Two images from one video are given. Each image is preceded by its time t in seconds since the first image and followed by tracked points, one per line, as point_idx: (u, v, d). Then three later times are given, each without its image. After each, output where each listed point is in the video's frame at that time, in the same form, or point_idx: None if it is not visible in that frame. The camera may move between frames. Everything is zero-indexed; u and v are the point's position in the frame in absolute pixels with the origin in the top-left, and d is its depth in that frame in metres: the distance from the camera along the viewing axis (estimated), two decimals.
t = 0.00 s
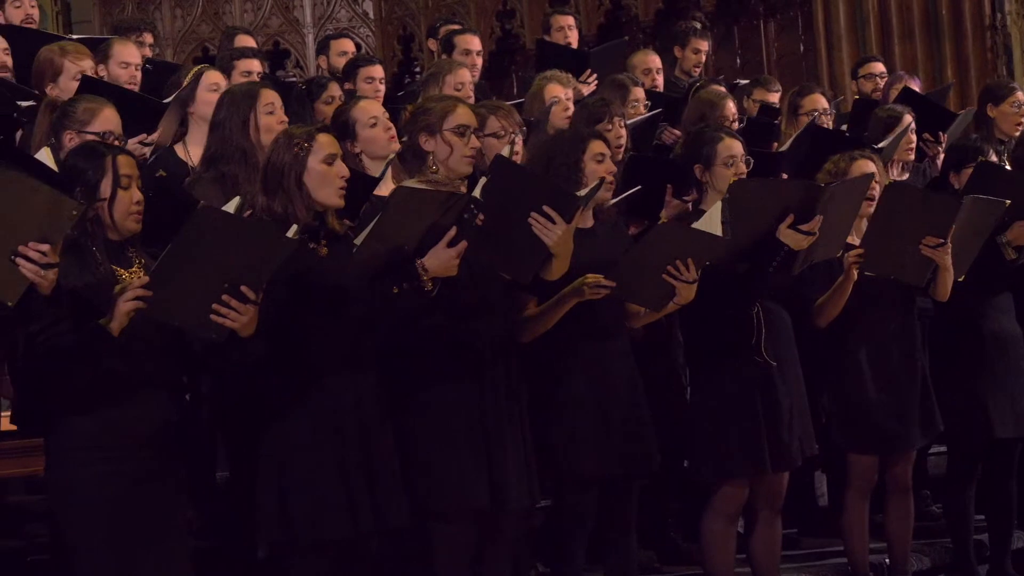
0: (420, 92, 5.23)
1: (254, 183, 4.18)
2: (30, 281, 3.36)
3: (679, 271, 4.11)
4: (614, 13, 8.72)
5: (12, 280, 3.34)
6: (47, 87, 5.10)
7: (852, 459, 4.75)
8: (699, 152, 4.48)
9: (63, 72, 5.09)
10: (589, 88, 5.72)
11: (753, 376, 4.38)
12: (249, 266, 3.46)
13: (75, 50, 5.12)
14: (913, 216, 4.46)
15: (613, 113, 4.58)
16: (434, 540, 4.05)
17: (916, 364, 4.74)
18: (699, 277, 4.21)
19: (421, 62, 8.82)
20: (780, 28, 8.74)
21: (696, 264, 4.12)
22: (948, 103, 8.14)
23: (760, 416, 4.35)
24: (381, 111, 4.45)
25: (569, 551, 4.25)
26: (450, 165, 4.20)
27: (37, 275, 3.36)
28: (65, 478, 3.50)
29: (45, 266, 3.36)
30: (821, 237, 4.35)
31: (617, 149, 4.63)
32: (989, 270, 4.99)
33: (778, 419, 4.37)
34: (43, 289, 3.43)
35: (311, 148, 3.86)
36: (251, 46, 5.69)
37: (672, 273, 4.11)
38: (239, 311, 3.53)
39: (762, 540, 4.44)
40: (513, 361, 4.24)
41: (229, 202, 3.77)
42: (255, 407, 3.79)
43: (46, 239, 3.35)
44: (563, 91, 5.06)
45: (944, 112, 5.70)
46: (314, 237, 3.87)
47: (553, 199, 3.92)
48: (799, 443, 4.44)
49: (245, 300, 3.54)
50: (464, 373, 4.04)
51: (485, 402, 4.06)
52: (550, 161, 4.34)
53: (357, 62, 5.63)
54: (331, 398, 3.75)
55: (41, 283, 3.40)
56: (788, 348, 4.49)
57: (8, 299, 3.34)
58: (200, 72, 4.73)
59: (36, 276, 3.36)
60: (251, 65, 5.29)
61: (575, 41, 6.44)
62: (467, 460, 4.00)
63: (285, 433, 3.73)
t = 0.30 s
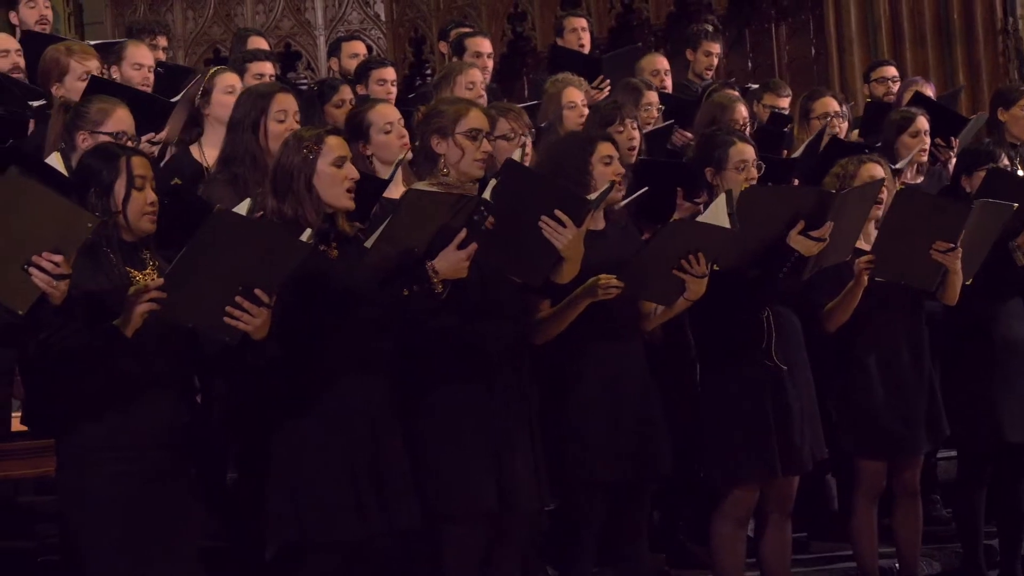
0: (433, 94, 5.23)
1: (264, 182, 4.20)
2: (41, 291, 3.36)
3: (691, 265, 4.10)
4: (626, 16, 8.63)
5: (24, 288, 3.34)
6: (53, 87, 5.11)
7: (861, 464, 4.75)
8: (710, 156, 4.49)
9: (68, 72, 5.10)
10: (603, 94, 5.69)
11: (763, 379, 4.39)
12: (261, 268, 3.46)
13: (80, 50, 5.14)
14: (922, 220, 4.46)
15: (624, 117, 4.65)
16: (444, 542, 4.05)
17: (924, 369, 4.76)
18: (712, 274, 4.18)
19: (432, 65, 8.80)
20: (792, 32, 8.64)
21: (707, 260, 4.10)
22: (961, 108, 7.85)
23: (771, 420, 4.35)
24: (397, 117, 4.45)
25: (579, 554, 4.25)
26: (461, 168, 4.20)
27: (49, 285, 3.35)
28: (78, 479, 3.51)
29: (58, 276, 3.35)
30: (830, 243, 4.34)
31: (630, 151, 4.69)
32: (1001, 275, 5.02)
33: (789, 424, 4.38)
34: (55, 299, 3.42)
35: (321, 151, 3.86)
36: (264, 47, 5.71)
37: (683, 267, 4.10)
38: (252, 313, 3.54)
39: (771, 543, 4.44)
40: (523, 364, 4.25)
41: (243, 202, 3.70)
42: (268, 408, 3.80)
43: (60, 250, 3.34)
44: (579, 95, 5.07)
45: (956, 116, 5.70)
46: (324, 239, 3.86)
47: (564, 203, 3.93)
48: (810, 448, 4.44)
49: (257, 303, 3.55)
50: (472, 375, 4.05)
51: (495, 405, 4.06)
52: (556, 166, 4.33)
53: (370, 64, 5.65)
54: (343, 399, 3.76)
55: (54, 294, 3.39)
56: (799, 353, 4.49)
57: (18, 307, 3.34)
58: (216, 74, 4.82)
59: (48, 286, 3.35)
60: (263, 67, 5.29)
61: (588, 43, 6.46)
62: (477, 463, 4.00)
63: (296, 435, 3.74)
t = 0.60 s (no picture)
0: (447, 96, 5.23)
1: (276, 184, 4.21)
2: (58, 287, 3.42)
3: (705, 271, 4.13)
4: (641, 21, 8.59)
5: (41, 286, 3.39)
6: (65, 89, 5.11)
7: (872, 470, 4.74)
8: (721, 161, 4.54)
9: (80, 74, 5.11)
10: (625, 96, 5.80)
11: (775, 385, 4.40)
12: (276, 272, 3.46)
13: (93, 52, 5.15)
14: (937, 225, 4.44)
15: (649, 120, 4.66)
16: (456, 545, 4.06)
17: (935, 376, 4.78)
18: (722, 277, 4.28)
19: (447, 69, 8.80)
20: (806, 37, 8.48)
21: (719, 264, 4.13)
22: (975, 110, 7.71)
23: (783, 426, 4.35)
24: (418, 122, 4.49)
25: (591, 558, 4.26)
26: (475, 172, 4.20)
27: (65, 281, 3.42)
28: (93, 481, 3.53)
29: (74, 272, 3.42)
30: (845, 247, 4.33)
31: (652, 155, 4.70)
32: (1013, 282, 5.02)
33: (801, 429, 4.40)
34: (70, 296, 3.50)
35: (335, 154, 3.86)
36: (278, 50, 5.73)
37: (699, 272, 4.13)
38: (269, 314, 3.55)
39: (782, 548, 4.44)
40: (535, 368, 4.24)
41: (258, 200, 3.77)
42: (281, 411, 3.81)
43: (76, 246, 3.40)
44: (591, 99, 5.06)
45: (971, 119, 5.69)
46: (338, 242, 3.87)
47: (577, 207, 3.91)
48: (821, 454, 4.46)
49: (275, 303, 3.55)
50: (485, 379, 4.05)
51: (508, 408, 4.06)
52: (565, 170, 4.34)
53: (383, 67, 5.67)
54: (356, 402, 3.76)
55: (70, 289, 3.46)
56: (811, 360, 4.52)
57: (36, 303, 3.38)
58: (234, 76, 4.79)
59: (65, 281, 3.42)
60: (277, 70, 5.30)
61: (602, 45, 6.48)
62: (489, 466, 4.00)
63: (309, 438, 3.75)
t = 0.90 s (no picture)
0: (460, 99, 5.23)
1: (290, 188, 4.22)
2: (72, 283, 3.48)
3: (717, 283, 4.20)
4: (652, 24, 8.59)
5: (55, 282, 3.46)
6: (84, 89, 5.11)
7: (884, 477, 4.74)
8: (735, 164, 4.53)
9: (99, 73, 5.12)
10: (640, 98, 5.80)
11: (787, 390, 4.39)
12: (293, 278, 3.46)
13: (110, 52, 5.16)
14: (949, 231, 4.45)
15: (669, 124, 4.71)
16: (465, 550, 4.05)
17: (946, 381, 4.77)
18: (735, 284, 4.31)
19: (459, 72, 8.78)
20: (818, 41, 8.43)
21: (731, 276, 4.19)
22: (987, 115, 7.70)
23: (796, 432, 4.35)
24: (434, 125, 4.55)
25: (603, 563, 4.26)
26: (487, 174, 4.20)
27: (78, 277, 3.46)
28: (108, 485, 3.53)
29: (87, 268, 3.45)
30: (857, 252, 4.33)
31: (673, 159, 4.73)
32: None
33: (814, 433, 4.40)
34: (84, 291, 3.54)
35: (350, 156, 3.86)
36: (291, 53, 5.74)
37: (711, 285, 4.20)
38: (285, 319, 3.52)
39: (794, 554, 4.44)
40: (548, 372, 4.24)
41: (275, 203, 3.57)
42: (293, 414, 3.81)
43: (88, 242, 3.44)
44: (603, 101, 5.06)
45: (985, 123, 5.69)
46: (353, 244, 3.87)
47: (590, 212, 3.94)
48: (833, 458, 4.46)
49: (291, 309, 3.53)
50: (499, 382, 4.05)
51: (521, 412, 4.06)
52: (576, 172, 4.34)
53: (396, 70, 5.69)
54: (371, 407, 3.76)
55: (83, 285, 3.52)
56: (825, 364, 4.51)
57: (50, 300, 3.46)
58: (249, 79, 4.78)
59: (78, 277, 3.45)
60: (291, 72, 5.32)
61: (616, 47, 6.50)
62: (502, 472, 4.00)
63: (321, 442, 3.74)
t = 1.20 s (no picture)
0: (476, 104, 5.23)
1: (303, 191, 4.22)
2: (84, 293, 3.45)
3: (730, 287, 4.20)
4: (666, 29, 8.53)
5: (67, 292, 3.43)
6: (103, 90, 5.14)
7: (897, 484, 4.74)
8: (752, 168, 4.54)
9: (119, 74, 5.13)
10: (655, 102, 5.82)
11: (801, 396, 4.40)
12: (312, 286, 3.46)
13: (130, 55, 5.18)
14: (965, 239, 4.46)
15: (689, 127, 4.72)
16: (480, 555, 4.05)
17: (960, 389, 4.77)
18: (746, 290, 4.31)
19: (473, 76, 8.77)
20: (832, 47, 8.42)
21: (744, 283, 4.19)
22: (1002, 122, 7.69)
23: (811, 439, 4.36)
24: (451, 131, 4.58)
25: (616, 569, 4.26)
26: (502, 179, 4.21)
27: (91, 288, 3.45)
28: (126, 491, 3.53)
29: (99, 279, 3.45)
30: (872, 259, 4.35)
31: (692, 161, 4.75)
32: None
33: (828, 440, 4.41)
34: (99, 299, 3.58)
35: (366, 160, 3.86)
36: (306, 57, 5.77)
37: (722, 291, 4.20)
38: (304, 329, 3.54)
39: (808, 560, 4.43)
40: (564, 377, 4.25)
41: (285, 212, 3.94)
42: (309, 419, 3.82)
43: (103, 253, 3.43)
44: (617, 106, 5.07)
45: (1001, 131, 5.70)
46: (369, 249, 3.91)
47: (605, 217, 3.92)
48: (848, 465, 4.45)
49: (310, 319, 3.54)
50: (515, 387, 4.05)
51: (537, 418, 4.07)
52: (591, 175, 4.35)
53: (411, 75, 5.70)
54: (386, 414, 3.76)
55: (96, 296, 3.51)
56: (839, 370, 4.51)
57: (61, 311, 3.42)
58: (261, 84, 4.86)
59: (91, 289, 3.45)
60: (307, 76, 5.34)
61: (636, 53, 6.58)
62: (517, 478, 4.00)
63: (337, 448, 3.75)
